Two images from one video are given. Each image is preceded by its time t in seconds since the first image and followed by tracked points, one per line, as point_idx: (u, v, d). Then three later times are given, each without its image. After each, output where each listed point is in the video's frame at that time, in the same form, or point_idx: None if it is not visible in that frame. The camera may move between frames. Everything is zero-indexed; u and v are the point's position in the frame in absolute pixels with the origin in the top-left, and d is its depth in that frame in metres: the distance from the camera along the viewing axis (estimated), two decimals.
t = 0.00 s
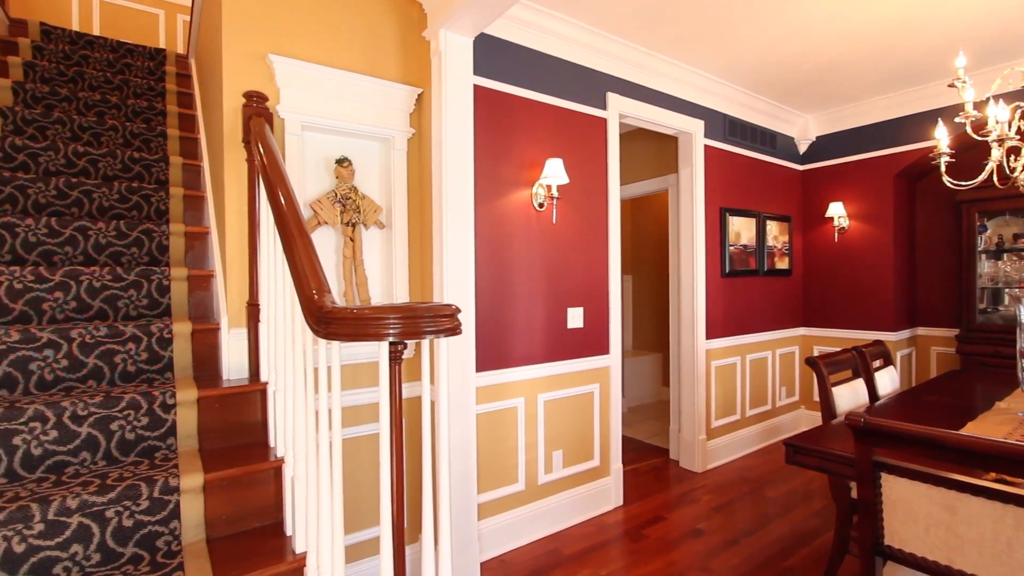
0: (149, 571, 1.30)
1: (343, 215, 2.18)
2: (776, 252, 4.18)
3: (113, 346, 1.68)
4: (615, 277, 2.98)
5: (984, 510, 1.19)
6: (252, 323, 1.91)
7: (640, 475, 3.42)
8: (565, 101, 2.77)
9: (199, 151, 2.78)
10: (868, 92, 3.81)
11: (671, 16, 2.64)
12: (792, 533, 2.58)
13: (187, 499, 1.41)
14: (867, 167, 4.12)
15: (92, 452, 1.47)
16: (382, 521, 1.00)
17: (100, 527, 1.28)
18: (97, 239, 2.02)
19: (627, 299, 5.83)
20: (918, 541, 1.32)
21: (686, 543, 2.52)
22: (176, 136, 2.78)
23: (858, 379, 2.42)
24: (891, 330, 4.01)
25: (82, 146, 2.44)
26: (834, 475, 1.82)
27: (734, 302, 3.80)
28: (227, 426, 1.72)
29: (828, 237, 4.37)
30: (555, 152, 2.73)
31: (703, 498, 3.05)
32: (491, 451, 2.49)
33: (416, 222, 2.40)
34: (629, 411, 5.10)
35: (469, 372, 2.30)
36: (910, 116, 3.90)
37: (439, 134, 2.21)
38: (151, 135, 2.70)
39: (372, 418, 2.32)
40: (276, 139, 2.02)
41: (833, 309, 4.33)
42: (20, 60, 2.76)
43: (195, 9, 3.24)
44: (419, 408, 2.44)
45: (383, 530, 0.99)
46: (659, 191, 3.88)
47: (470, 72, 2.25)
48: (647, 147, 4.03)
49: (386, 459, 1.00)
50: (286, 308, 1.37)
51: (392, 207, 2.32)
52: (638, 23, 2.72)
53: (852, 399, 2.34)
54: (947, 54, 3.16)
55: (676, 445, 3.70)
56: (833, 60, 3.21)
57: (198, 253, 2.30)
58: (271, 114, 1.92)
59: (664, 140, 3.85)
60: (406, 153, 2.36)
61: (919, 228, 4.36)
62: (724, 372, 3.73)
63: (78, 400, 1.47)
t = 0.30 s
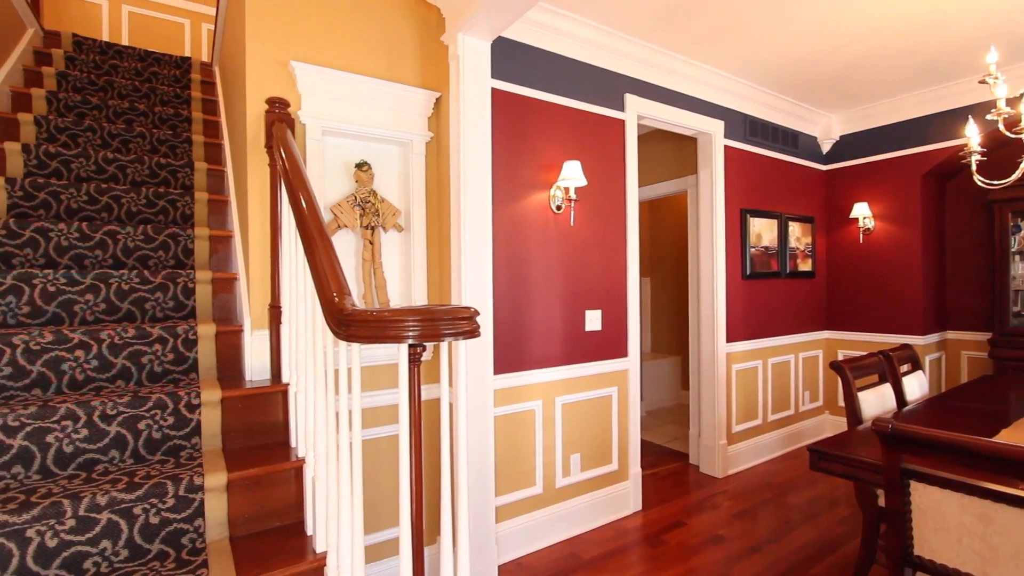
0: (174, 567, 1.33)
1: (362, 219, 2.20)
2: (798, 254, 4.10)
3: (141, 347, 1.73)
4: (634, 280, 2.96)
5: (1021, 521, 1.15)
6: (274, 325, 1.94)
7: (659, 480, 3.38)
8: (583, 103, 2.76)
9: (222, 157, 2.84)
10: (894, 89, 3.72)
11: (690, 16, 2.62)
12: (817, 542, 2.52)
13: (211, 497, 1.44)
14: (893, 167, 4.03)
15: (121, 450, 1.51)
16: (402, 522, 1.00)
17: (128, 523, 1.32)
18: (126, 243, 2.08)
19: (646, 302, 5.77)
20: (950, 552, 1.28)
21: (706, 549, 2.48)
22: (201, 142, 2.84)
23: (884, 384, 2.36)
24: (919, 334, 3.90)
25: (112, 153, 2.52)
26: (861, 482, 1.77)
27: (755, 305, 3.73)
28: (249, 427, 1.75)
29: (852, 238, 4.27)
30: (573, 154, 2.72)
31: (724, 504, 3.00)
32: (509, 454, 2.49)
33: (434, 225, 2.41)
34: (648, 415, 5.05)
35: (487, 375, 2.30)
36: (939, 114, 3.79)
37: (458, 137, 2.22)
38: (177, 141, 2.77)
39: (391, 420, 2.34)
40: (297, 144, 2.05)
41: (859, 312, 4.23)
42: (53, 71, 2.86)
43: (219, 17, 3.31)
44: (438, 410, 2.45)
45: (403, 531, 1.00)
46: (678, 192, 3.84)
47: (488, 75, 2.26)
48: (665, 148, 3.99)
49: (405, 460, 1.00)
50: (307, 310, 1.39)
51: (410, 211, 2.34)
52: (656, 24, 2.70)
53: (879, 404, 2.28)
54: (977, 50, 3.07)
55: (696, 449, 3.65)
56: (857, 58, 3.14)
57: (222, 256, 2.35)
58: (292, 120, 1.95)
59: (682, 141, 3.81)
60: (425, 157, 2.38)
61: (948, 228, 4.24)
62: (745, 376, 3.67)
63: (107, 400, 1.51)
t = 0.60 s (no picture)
0: (198, 563, 1.36)
1: (380, 221, 2.23)
2: (820, 255, 4.02)
3: (165, 347, 1.77)
4: (651, 281, 2.93)
5: None
6: (294, 326, 1.97)
7: (678, 483, 3.34)
8: (599, 104, 2.75)
9: (244, 160, 2.90)
10: (920, 86, 3.63)
11: (708, 15, 2.59)
12: (840, 549, 2.47)
13: (233, 495, 1.47)
14: (919, 165, 3.92)
15: (146, 448, 1.55)
16: (420, 522, 1.01)
17: (153, 519, 1.35)
18: (151, 245, 2.13)
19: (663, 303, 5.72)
20: (980, 562, 1.24)
21: (726, 555, 2.44)
22: (223, 146, 2.90)
23: (911, 387, 2.30)
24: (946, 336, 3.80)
25: (138, 158, 2.58)
26: (886, 488, 1.73)
27: (776, 306, 3.67)
28: (270, 426, 1.77)
29: (876, 238, 4.17)
30: (590, 155, 2.71)
31: (745, 509, 2.95)
32: (526, 455, 2.49)
33: (451, 226, 2.43)
34: (665, 417, 5.00)
35: (504, 376, 2.30)
36: (967, 110, 3.69)
37: (475, 139, 2.22)
38: (200, 145, 2.83)
39: (409, 421, 2.35)
40: (317, 148, 2.08)
41: (883, 313, 4.13)
42: (83, 79, 2.95)
43: (240, 24, 3.38)
44: (456, 411, 2.46)
45: (421, 532, 1.00)
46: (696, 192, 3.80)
47: (504, 77, 2.26)
48: (683, 148, 3.96)
49: (424, 461, 1.00)
50: (327, 312, 1.41)
51: (427, 212, 2.35)
52: (674, 23, 2.67)
53: (905, 408, 2.22)
54: (1008, 44, 2.98)
55: (715, 453, 3.60)
56: (882, 54, 3.07)
57: (243, 258, 2.37)
58: (312, 123, 1.98)
59: (701, 141, 3.77)
60: (442, 159, 2.39)
61: (978, 228, 4.12)
62: (765, 379, 3.61)
63: (133, 399, 1.55)
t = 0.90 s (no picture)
0: (219, 560, 1.38)
1: (397, 223, 2.24)
2: (842, 255, 3.94)
3: (189, 348, 1.80)
4: (669, 282, 2.90)
5: None
6: (313, 327, 1.99)
7: (696, 487, 3.30)
8: (616, 104, 2.73)
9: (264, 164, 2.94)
10: (947, 82, 3.54)
11: (726, 13, 2.56)
12: (865, 556, 2.41)
13: (254, 494, 1.49)
14: (946, 163, 3.82)
15: (170, 446, 1.58)
16: (438, 522, 1.01)
17: (176, 516, 1.38)
18: (175, 248, 2.18)
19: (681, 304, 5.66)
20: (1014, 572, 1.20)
21: (746, 560, 2.40)
22: (244, 150, 2.95)
23: (938, 391, 2.23)
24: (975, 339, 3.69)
25: (162, 162, 2.64)
26: (913, 495, 1.68)
27: (797, 308, 3.60)
28: (289, 425, 1.79)
29: (901, 238, 4.07)
30: (607, 156, 2.70)
31: (765, 514, 2.90)
32: (542, 458, 2.48)
33: (467, 228, 2.43)
34: (683, 420, 4.95)
35: (520, 378, 2.30)
36: (997, 106, 3.58)
37: (491, 140, 2.23)
38: (222, 150, 2.88)
39: (426, 422, 2.36)
40: (335, 151, 2.11)
41: (909, 315, 4.03)
42: (110, 86, 3.03)
43: (261, 31, 3.44)
44: (473, 412, 2.46)
45: (438, 531, 1.01)
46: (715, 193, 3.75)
47: (520, 78, 2.27)
48: (701, 147, 3.91)
49: (441, 462, 1.00)
50: (345, 312, 1.42)
51: (444, 214, 2.37)
52: (692, 22, 2.65)
53: (933, 413, 2.16)
54: None
55: (734, 456, 3.55)
56: (907, 49, 3.00)
57: (263, 260, 2.43)
58: (331, 127, 2.00)
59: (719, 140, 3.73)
60: (458, 161, 2.40)
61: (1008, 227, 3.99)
62: (786, 382, 3.55)
63: (158, 398, 1.59)
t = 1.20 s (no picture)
0: (246, 556, 1.41)
1: (419, 225, 2.26)
2: (872, 256, 3.83)
3: (217, 348, 1.85)
4: (692, 283, 2.86)
5: None
6: (336, 328, 2.02)
7: (720, 492, 3.24)
8: (637, 104, 2.71)
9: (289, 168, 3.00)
10: (982, 75, 3.41)
11: (750, 10, 2.52)
12: (896, 566, 2.33)
13: (279, 492, 1.51)
14: (982, 159, 3.69)
15: (199, 444, 1.62)
16: (459, 524, 1.01)
17: (205, 513, 1.41)
18: (204, 251, 2.23)
19: (703, 305, 5.58)
20: None
21: (772, 568, 2.35)
22: (269, 154, 3.01)
23: (975, 397, 2.15)
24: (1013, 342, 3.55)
25: (191, 167, 2.72)
26: (948, 503, 1.62)
27: (824, 310, 3.52)
28: (314, 425, 1.82)
29: (934, 238, 3.94)
30: (627, 156, 2.68)
31: (791, 520, 2.83)
32: (562, 460, 2.47)
33: (488, 229, 2.44)
34: (706, 424, 4.87)
35: (541, 380, 2.29)
36: None
37: (511, 142, 2.23)
38: (248, 154, 2.95)
39: (447, 422, 2.37)
40: (358, 154, 2.14)
41: (942, 317, 3.90)
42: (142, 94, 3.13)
43: (285, 37, 3.51)
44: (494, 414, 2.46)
45: (459, 532, 1.01)
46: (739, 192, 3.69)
47: (541, 80, 2.27)
48: (725, 147, 3.85)
49: (462, 463, 1.01)
50: (368, 315, 1.44)
51: (464, 216, 2.38)
52: (714, 20, 2.61)
53: (969, 419, 2.08)
54: None
55: (759, 461, 3.48)
56: (939, 43, 2.90)
57: (288, 262, 2.45)
58: (353, 130, 2.03)
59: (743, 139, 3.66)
60: (479, 162, 2.41)
61: None
62: (813, 385, 3.46)
63: (187, 397, 1.63)
